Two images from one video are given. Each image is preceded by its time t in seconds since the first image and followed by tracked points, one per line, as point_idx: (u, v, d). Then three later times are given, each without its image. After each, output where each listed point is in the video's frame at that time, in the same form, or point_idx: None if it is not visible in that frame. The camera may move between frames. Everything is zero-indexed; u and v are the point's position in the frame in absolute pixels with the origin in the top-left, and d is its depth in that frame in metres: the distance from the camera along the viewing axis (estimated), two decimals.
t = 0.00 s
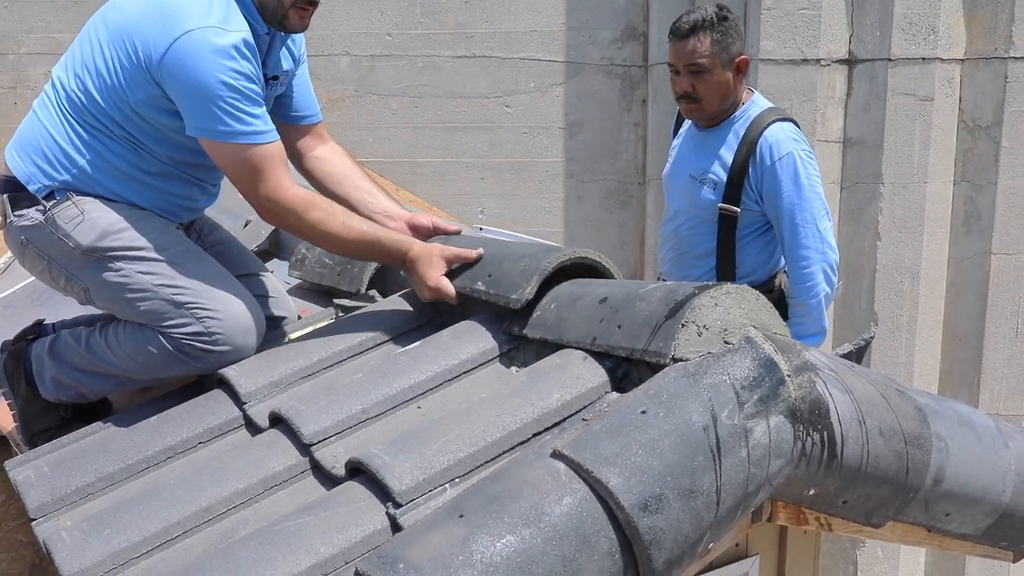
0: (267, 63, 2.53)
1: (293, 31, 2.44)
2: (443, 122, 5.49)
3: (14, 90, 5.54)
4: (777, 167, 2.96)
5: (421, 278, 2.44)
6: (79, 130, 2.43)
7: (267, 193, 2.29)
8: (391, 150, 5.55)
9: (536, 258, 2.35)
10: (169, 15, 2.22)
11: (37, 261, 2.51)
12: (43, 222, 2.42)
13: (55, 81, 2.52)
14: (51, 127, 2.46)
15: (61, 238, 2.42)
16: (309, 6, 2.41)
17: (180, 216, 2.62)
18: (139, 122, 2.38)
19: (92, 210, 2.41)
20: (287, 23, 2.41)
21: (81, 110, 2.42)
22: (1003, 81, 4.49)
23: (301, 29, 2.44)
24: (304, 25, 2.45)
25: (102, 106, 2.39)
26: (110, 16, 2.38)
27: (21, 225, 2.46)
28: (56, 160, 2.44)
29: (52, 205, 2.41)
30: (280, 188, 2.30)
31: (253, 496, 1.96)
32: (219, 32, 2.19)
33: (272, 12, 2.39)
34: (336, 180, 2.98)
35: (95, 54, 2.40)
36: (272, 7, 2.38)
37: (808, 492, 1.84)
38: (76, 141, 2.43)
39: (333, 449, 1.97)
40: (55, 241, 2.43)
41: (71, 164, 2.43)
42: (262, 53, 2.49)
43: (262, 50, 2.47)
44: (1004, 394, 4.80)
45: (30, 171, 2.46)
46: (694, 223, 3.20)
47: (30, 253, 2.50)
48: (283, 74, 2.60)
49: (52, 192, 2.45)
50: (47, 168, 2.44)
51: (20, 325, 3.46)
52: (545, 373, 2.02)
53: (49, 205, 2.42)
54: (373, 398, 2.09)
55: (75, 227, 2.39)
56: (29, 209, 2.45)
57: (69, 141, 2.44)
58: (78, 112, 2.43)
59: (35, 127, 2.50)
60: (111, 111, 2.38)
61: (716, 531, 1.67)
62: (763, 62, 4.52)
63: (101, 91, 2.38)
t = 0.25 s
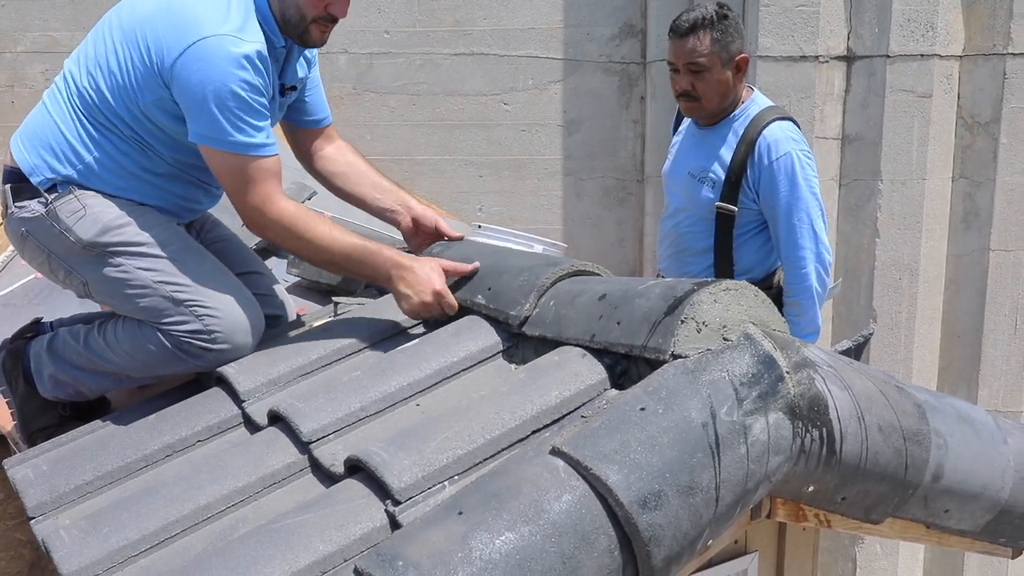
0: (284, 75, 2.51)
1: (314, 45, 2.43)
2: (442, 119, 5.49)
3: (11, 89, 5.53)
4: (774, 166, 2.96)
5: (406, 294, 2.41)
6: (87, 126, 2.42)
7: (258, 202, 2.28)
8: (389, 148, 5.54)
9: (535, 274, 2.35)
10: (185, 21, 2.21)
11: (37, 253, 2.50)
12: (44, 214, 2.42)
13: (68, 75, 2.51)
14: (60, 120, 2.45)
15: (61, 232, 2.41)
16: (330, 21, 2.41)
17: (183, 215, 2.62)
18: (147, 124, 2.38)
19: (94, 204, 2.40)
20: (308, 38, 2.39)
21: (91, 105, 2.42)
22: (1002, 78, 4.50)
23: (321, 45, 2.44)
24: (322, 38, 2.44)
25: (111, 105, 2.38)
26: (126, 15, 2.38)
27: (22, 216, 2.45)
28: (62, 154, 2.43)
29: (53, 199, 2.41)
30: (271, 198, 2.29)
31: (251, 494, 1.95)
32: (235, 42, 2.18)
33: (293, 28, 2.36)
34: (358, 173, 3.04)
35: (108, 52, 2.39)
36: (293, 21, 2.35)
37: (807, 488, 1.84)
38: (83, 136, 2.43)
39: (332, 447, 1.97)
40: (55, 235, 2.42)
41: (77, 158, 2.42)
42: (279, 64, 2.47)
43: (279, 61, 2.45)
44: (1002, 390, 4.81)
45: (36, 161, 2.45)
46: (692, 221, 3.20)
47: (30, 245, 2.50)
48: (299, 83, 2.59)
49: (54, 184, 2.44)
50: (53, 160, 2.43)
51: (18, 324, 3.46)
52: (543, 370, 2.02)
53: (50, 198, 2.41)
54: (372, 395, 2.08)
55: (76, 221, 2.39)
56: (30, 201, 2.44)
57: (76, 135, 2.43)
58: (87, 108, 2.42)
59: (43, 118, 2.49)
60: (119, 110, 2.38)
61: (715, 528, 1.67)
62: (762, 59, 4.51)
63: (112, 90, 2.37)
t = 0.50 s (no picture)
0: (281, 75, 2.51)
1: (310, 50, 2.44)
2: (439, 117, 5.48)
3: (6, 86, 5.51)
4: (771, 163, 2.95)
5: (370, 282, 2.30)
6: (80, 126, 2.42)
7: (208, 200, 2.20)
8: (386, 145, 5.53)
9: (532, 271, 2.35)
10: (171, 16, 2.18)
11: (32, 254, 2.49)
12: (38, 215, 2.41)
13: (61, 74, 2.50)
14: (53, 119, 2.44)
15: (55, 232, 2.40)
16: (327, 28, 2.41)
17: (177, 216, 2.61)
18: (140, 124, 2.37)
19: (87, 204, 2.40)
20: (303, 43, 2.40)
21: (83, 105, 2.41)
22: (999, 75, 4.50)
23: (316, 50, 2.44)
24: (317, 43, 2.45)
25: (103, 105, 2.37)
26: (117, 12, 2.36)
27: (16, 217, 2.44)
28: (55, 153, 2.43)
29: (46, 199, 2.40)
30: (224, 198, 2.21)
31: (248, 492, 1.95)
32: (221, 39, 2.15)
33: (290, 33, 2.36)
34: (369, 170, 3.03)
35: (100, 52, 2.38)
36: (289, 25, 2.35)
37: (804, 485, 1.84)
38: (77, 136, 2.42)
39: (329, 445, 1.96)
40: (49, 235, 2.42)
41: (71, 158, 2.42)
42: (274, 67, 2.47)
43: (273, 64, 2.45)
44: (999, 387, 4.81)
45: (29, 162, 2.44)
46: (689, 218, 3.20)
47: (24, 246, 2.49)
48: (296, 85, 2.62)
49: (47, 185, 2.44)
50: (46, 160, 2.43)
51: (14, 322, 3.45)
52: (540, 367, 2.02)
53: (43, 198, 2.41)
54: (369, 393, 2.08)
55: (70, 221, 2.38)
56: (23, 202, 2.43)
57: (70, 135, 2.42)
58: (79, 108, 2.42)
59: (36, 118, 2.49)
60: (111, 109, 2.36)
61: (712, 525, 1.67)
62: (758, 56, 4.51)
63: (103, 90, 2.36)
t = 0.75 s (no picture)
0: (263, 72, 2.52)
1: (291, 45, 2.45)
2: (437, 113, 5.48)
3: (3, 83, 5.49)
4: (768, 158, 2.95)
5: (347, 253, 2.33)
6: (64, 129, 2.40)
7: (171, 193, 2.17)
8: (384, 141, 5.52)
9: (529, 267, 2.35)
10: (147, 14, 2.18)
11: (24, 260, 2.47)
12: (28, 220, 2.38)
13: (44, 78, 2.49)
14: (37, 123, 2.42)
15: (47, 236, 2.39)
16: (306, 22, 2.42)
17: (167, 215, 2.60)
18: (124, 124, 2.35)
19: (77, 208, 2.39)
20: (284, 37, 2.41)
21: (66, 108, 2.39)
22: (997, 70, 4.50)
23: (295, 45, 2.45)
24: (297, 38, 2.45)
25: (85, 106, 2.36)
26: (95, 14, 2.35)
27: (6, 225, 2.41)
28: (40, 157, 2.41)
29: (36, 204, 2.38)
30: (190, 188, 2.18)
31: (246, 487, 1.95)
32: (196, 34, 2.15)
33: (269, 27, 2.37)
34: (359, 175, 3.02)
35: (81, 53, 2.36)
36: (269, 21, 2.36)
37: (802, 481, 1.84)
38: (61, 139, 2.40)
39: (327, 441, 1.96)
40: (40, 240, 2.40)
41: (56, 162, 2.40)
42: (254, 64, 2.47)
43: (255, 60, 2.45)
44: (997, 382, 4.82)
45: (13, 168, 2.42)
46: (686, 213, 3.19)
47: (16, 253, 2.46)
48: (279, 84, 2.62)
49: (36, 190, 2.41)
50: (31, 164, 2.41)
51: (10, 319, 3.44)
52: (537, 363, 2.02)
53: (33, 203, 2.38)
54: (366, 389, 2.08)
55: (61, 224, 2.37)
56: (12, 209, 2.41)
57: (54, 138, 2.41)
58: (63, 110, 2.40)
59: (21, 122, 2.47)
60: (94, 110, 2.35)
61: (710, 520, 1.67)
62: (757, 52, 4.48)
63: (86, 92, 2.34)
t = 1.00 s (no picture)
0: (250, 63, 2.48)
1: (271, 37, 2.38)
2: (435, 109, 5.47)
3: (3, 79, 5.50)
4: (765, 155, 2.95)
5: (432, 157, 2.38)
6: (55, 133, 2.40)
7: (258, 173, 2.25)
8: (383, 138, 5.53)
9: (526, 264, 2.34)
10: (137, 9, 2.20)
11: (20, 264, 2.48)
12: (22, 224, 2.39)
13: (34, 83, 2.49)
14: (27, 128, 2.42)
15: (41, 239, 2.39)
16: (289, 15, 2.36)
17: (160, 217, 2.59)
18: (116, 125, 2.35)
19: (70, 209, 2.38)
20: (264, 30, 2.35)
21: (58, 111, 2.39)
22: (996, 67, 4.49)
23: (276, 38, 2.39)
24: (279, 32, 2.39)
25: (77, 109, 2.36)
26: (86, 16, 2.37)
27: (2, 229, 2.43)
28: (31, 161, 2.40)
29: (28, 207, 2.37)
30: (255, 163, 2.24)
31: (245, 484, 1.95)
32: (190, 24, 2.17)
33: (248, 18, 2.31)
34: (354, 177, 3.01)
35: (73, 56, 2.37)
36: (249, 11, 2.30)
37: (800, 477, 1.85)
38: (53, 143, 2.40)
39: (326, 437, 1.96)
40: (35, 243, 2.40)
41: (47, 165, 2.40)
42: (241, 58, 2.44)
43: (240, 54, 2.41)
44: (995, 379, 4.82)
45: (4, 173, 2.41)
46: (683, 209, 3.19)
47: (12, 257, 2.47)
48: (268, 76, 2.59)
49: (28, 194, 2.40)
50: (22, 168, 2.40)
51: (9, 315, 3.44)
52: (535, 360, 2.02)
53: (26, 207, 2.38)
54: (365, 385, 2.08)
55: (55, 226, 2.37)
56: (6, 214, 2.41)
57: (45, 142, 2.40)
58: (54, 113, 2.40)
59: (11, 127, 2.47)
60: (86, 112, 2.35)
61: (709, 516, 1.67)
62: (756, 48, 4.50)
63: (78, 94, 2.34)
